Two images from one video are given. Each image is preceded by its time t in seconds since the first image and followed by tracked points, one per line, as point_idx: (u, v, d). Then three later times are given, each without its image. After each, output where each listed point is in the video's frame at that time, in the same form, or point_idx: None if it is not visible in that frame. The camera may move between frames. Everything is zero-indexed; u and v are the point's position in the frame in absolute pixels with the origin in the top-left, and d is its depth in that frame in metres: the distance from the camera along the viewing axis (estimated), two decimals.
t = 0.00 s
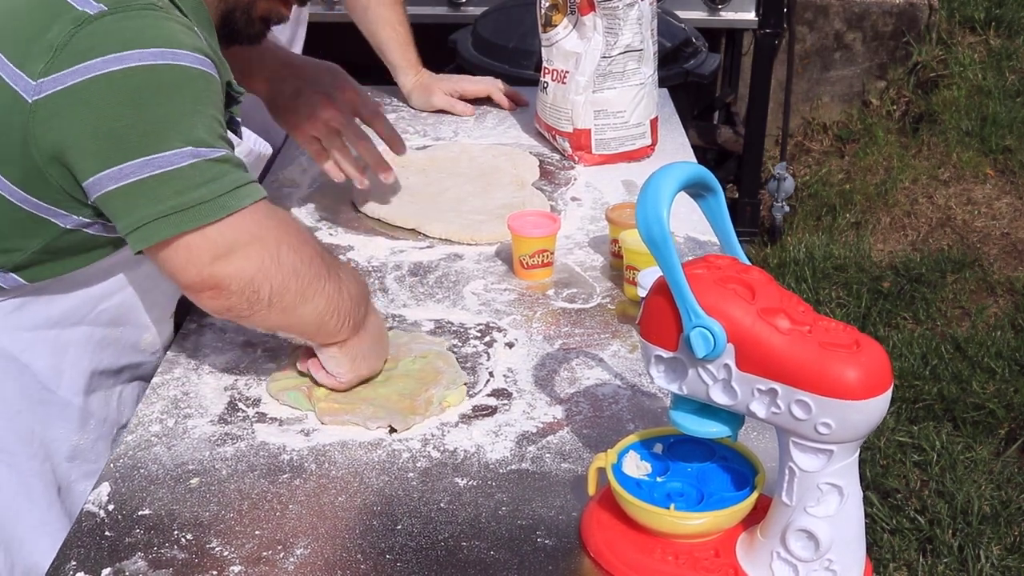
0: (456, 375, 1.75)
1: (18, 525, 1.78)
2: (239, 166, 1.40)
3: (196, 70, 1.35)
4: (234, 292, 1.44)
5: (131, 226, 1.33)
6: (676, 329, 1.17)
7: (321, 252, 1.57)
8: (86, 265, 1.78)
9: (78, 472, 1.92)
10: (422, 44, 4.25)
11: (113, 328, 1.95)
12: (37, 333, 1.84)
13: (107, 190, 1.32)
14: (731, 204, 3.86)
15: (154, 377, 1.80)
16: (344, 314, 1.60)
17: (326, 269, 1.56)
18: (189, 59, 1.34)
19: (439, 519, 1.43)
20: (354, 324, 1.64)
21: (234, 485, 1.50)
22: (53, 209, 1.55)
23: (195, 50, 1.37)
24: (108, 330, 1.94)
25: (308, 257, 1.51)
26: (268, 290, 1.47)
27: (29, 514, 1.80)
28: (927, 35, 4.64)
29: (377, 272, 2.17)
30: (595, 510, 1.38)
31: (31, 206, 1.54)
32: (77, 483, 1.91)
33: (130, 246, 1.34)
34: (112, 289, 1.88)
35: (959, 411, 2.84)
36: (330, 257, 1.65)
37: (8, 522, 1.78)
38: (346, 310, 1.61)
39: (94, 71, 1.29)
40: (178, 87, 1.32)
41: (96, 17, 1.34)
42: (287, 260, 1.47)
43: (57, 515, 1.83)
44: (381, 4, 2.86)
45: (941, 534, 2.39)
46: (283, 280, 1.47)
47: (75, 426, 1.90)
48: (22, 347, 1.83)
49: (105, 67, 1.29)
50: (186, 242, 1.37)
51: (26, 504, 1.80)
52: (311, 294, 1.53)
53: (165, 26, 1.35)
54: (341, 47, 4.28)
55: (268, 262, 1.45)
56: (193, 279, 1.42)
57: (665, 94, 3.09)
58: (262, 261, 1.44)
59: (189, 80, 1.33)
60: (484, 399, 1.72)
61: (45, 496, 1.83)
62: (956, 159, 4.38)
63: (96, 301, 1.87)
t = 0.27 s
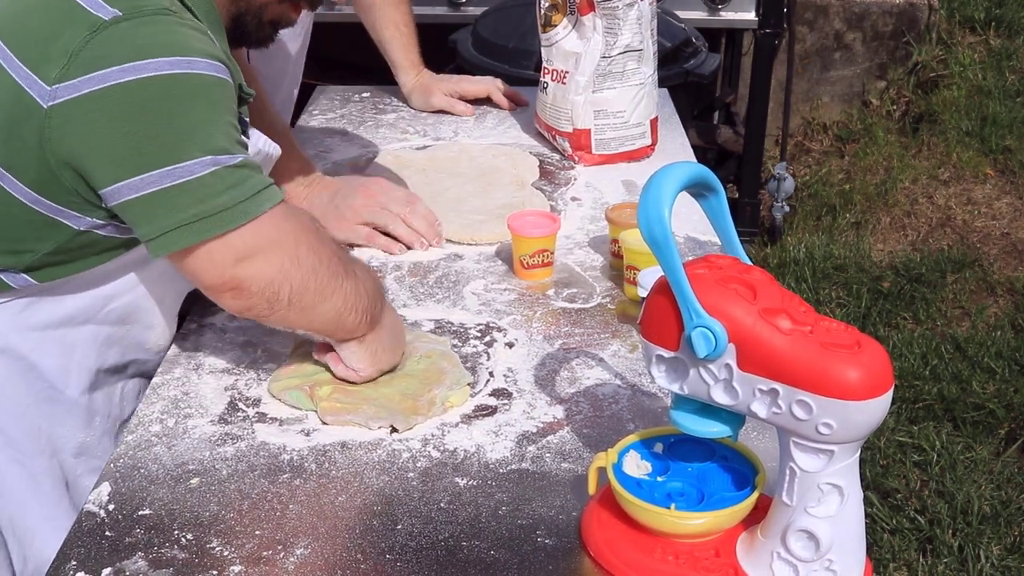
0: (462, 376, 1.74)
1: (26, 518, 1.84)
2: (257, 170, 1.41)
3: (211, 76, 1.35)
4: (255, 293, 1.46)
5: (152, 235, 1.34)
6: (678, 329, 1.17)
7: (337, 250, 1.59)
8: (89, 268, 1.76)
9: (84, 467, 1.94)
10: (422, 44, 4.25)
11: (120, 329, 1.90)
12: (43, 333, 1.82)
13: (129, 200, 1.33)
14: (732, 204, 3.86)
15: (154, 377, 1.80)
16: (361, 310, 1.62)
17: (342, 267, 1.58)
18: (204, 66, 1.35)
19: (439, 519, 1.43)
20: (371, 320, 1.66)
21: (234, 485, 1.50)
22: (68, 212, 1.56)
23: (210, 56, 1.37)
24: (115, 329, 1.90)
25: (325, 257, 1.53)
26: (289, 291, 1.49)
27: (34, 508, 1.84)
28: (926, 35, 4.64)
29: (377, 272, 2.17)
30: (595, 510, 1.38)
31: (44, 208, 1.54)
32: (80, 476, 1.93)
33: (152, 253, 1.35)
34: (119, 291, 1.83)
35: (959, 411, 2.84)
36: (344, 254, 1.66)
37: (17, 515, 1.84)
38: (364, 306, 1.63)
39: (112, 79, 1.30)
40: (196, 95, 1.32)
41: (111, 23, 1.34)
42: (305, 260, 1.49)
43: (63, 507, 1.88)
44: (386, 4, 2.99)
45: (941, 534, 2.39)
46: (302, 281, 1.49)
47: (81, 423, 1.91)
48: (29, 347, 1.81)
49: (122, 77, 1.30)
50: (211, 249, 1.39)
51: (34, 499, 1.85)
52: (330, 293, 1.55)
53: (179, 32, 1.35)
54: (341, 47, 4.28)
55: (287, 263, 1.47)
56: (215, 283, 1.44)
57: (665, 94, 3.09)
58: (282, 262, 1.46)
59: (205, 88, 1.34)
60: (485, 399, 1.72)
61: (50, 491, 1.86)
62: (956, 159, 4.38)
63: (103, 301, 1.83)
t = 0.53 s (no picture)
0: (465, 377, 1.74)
1: (25, 520, 1.81)
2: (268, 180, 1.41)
3: (218, 88, 1.36)
4: (266, 299, 1.45)
5: (165, 246, 1.34)
6: (679, 330, 1.17)
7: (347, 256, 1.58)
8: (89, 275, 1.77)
9: (81, 470, 1.93)
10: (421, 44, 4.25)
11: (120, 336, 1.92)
12: (44, 338, 1.82)
13: (139, 212, 1.33)
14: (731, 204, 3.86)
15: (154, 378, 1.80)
16: (372, 316, 1.61)
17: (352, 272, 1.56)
18: (211, 78, 1.35)
19: (440, 519, 1.43)
20: (383, 326, 1.65)
21: (235, 485, 1.50)
22: (75, 225, 1.56)
23: (217, 68, 1.38)
24: (114, 336, 1.92)
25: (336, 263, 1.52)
26: (300, 297, 1.47)
27: (34, 509, 1.82)
28: (927, 35, 4.64)
29: (377, 272, 2.17)
30: (595, 510, 1.38)
31: (52, 223, 1.55)
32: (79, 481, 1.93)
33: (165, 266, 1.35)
34: (120, 296, 1.85)
35: (959, 411, 2.84)
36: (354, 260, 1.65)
37: (17, 518, 1.81)
38: (376, 312, 1.61)
39: (124, 94, 1.30)
40: (204, 106, 1.33)
41: (118, 37, 1.34)
42: (316, 265, 1.48)
43: (62, 509, 1.86)
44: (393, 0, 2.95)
45: (940, 534, 2.39)
46: (314, 287, 1.48)
47: (78, 426, 1.91)
48: (30, 351, 1.81)
49: (134, 90, 1.30)
50: (225, 255, 1.38)
51: (35, 501, 1.83)
52: (342, 299, 1.53)
53: (185, 46, 1.36)
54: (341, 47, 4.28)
55: (299, 268, 1.45)
56: (227, 290, 1.42)
57: (665, 95, 3.09)
58: (294, 267, 1.44)
59: (213, 99, 1.34)
60: (485, 400, 1.72)
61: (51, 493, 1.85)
62: (956, 159, 4.38)
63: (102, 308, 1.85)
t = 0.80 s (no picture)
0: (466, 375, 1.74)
1: (22, 520, 1.82)
2: (221, 210, 1.41)
3: (176, 117, 1.37)
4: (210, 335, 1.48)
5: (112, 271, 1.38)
6: (677, 330, 1.17)
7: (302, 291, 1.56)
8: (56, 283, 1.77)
9: (78, 469, 1.94)
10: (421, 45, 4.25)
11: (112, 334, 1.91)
12: (31, 338, 1.82)
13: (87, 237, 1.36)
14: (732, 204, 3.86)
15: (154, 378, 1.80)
16: (332, 349, 1.59)
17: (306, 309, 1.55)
18: (169, 106, 1.36)
19: (440, 519, 1.43)
20: (348, 355, 1.63)
21: (235, 485, 1.50)
22: (41, 234, 1.59)
23: (177, 94, 1.38)
24: (104, 336, 1.91)
25: (282, 301, 1.50)
26: (244, 335, 1.48)
27: (31, 509, 1.83)
28: (927, 35, 4.64)
29: (378, 272, 2.17)
30: (595, 510, 1.38)
31: (21, 230, 1.58)
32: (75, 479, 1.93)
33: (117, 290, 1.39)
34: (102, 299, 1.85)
35: (959, 411, 2.84)
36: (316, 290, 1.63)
37: (15, 518, 1.82)
38: (336, 345, 1.60)
39: (75, 115, 1.32)
40: (157, 135, 1.34)
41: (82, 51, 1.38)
42: (257, 307, 1.47)
43: (61, 507, 1.86)
44: None
45: (940, 534, 2.40)
46: (257, 327, 1.48)
47: (72, 424, 1.92)
48: (18, 352, 1.82)
49: (87, 114, 1.32)
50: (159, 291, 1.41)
51: (31, 500, 1.84)
52: (292, 336, 1.52)
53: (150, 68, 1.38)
54: (342, 47, 4.28)
55: (235, 310, 1.45)
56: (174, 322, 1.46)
57: (665, 95, 3.09)
58: (229, 308, 1.45)
59: (168, 128, 1.35)
60: (485, 400, 1.72)
61: (48, 493, 1.86)
62: (956, 159, 4.38)
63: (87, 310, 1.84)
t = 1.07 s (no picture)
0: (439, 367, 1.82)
1: (19, 521, 1.81)
2: (271, 212, 1.52)
3: (221, 129, 1.45)
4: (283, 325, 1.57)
5: (178, 287, 1.44)
6: (678, 330, 1.17)
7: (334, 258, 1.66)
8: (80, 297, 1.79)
9: (75, 469, 1.95)
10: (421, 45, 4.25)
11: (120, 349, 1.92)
12: (39, 348, 1.83)
13: (151, 256, 1.42)
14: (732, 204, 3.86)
15: (154, 378, 1.80)
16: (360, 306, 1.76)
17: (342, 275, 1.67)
18: (214, 119, 1.45)
19: (440, 519, 1.43)
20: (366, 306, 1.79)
21: (235, 485, 1.50)
22: (74, 259, 1.59)
23: (218, 109, 1.47)
24: (110, 350, 1.90)
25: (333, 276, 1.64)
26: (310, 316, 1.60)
27: (30, 511, 1.82)
28: (927, 35, 4.64)
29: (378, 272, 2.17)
30: (595, 510, 1.38)
31: (54, 255, 1.59)
32: (71, 481, 1.94)
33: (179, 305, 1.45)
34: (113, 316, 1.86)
35: (959, 411, 2.84)
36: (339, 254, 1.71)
37: (13, 519, 1.80)
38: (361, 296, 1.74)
39: (129, 139, 1.38)
40: (212, 147, 1.43)
41: (121, 79, 1.41)
42: (317, 289, 1.58)
43: (61, 510, 1.87)
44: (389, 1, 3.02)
45: (941, 534, 2.39)
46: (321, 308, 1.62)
47: (72, 428, 1.93)
48: (26, 361, 1.83)
49: (139, 137, 1.39)
50: (236, 296, 1.48)
51: (30, 502, 1.83)
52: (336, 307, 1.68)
53: (187, 89, 1.44)
54: (342, 47, 4.28)
55: (299, 298, 1.56)
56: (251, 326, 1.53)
57: (665, 95, 3.09)
58: (299, 297, 1.56)
59: (217, 141, 1.44)
60: (484, 399, 1.72)
61: (47, 495, 1.86)
62: (956, 159, 4.38)
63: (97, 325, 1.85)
